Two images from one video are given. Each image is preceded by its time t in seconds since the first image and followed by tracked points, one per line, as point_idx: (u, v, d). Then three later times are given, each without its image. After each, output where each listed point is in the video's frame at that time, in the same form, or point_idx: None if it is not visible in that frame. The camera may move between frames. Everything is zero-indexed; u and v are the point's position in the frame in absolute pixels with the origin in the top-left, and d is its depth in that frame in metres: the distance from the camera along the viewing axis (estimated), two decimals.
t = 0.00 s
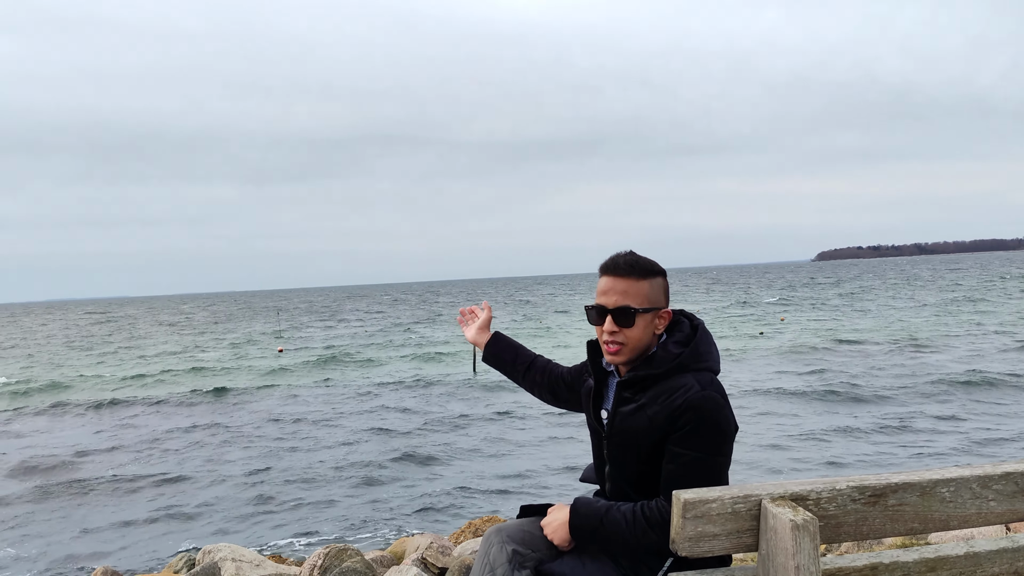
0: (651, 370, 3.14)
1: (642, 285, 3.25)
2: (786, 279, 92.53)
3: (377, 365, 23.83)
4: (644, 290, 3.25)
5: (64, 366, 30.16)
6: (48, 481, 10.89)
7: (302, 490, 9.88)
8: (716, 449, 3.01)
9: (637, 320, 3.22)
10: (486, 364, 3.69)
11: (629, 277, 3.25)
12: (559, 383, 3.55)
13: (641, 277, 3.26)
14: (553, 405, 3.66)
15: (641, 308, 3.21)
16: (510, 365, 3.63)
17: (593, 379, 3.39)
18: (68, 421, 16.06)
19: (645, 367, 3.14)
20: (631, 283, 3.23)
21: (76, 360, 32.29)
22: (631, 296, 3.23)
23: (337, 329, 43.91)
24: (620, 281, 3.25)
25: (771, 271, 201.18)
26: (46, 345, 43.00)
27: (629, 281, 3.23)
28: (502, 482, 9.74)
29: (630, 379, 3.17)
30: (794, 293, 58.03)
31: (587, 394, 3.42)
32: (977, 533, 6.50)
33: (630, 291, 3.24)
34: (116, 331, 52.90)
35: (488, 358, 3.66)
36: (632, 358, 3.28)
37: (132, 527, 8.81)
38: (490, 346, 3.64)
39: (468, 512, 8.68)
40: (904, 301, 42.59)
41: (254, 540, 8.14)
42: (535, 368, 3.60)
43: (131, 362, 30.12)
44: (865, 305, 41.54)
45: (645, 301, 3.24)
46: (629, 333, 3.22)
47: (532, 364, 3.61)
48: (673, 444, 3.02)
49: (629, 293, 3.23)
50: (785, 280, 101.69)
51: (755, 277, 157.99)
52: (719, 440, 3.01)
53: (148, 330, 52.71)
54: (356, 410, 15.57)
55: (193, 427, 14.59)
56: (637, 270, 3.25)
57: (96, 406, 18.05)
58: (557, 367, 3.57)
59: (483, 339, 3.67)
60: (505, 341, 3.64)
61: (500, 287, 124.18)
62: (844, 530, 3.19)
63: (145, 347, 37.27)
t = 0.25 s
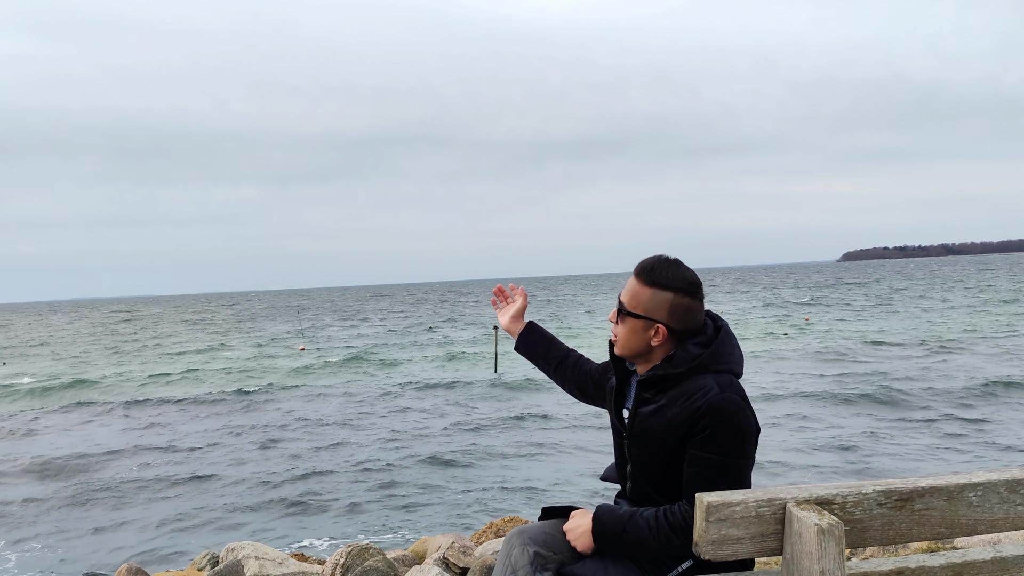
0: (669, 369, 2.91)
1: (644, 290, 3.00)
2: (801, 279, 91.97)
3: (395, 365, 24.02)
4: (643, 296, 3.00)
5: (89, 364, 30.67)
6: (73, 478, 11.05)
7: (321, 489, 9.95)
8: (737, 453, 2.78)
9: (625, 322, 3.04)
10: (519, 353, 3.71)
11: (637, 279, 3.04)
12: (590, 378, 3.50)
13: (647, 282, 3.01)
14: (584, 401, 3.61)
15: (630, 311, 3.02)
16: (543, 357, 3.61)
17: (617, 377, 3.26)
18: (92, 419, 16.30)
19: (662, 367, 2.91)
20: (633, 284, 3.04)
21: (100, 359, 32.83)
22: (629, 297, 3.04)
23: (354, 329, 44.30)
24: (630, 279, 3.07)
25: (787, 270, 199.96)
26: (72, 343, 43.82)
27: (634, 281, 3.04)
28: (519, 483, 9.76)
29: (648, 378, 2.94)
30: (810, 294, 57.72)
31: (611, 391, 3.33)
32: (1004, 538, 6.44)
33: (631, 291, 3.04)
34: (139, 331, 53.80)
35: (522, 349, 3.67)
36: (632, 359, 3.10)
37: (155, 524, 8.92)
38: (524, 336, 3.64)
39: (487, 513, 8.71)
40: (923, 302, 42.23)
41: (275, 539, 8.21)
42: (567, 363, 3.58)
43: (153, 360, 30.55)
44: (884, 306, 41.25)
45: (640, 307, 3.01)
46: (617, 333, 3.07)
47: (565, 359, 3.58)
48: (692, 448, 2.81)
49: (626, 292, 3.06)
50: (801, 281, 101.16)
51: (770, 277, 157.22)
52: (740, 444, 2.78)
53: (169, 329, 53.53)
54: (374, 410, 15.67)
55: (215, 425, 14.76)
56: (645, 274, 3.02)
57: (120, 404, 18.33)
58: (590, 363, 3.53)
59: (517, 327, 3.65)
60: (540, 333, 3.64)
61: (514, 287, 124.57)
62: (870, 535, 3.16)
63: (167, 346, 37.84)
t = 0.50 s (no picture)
0: (687, 372, 2.89)
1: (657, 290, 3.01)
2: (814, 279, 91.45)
3: (409, 365, 24.09)
4: (656, 297, 3.01)
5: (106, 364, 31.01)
6: (91, 477, 11.18)
7: (334, 489, 10.01)
8: (753, 455, 2.78)
9: (637, 321, 3.06)
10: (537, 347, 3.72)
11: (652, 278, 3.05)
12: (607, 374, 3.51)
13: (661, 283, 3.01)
14: (600, 396, 3.61)
15: (642, 310, 3.04)
16: (560, 352, 3.62)
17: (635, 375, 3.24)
18: (110, 418, 16.48)
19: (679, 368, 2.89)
20: (648, 284, 3.05)
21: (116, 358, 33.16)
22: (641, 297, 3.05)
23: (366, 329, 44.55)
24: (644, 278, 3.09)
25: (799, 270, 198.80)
26: (89, 343, 44.29)
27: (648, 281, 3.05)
28: (532, 485, 9.79)
29: (665, 380, 2.92)
30: (823, 295, 57.42)
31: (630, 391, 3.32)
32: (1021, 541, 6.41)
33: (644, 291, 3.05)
34: (155, 330, 54.26)
35: (540, 344, 3.68)
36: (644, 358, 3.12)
37: (172, 523, 9.01)
38: (542, 332, 3.64)
39: (501, 513, 8.74)
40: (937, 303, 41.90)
41: (291, 538, 8.28)
42: (583, 359, 3.58)
43: (169, 360, 30.84)
44: (899, 307, 40.92)
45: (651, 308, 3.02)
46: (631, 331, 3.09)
47: (582, 355, 3.58)
48: (709, 450, 2.80)
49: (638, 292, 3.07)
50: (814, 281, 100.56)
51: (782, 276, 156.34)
52: (757, 446, 2.78)
53: (185, 329, 54.00)
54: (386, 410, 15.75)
55: (230, 425, 14.88)
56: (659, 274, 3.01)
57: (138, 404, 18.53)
58: (607, 358, 3.53)
59: (536, 324, 3.66)
60: (558, 328, 3.64)
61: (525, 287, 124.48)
62: (886, 537, 3.14)
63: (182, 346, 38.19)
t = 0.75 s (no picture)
0: (695, 375, 2.89)
1: (683, 289, 2.98)
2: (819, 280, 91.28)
3: (415, 366, 24.15)
4: (684, 296, 2.97)
5: (114, 364, 31.18)
6: (98, 477, 11.23)
7: (340, 489, 10.04)
8: (760, 457, 2.78)
9: (669, 325, 2.99)
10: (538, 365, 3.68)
11: (672, 279, 3.00)
12: (611, 386, 3.48)
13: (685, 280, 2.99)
14: (603, 409, 3.59)
15: (672, 314, 2.98)
16: (561, 367, 3.59)
17: (642, 380, 3.23)
18: (118, 419, 16.56)
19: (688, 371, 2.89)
20: (670, 286, 2.99)
21: (124, 359, 33.33)
22: (667, 300, 2.99)
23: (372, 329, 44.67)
24: (662, 282, 3.02)
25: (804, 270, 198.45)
26: (97, 343, 44.56)
27: (669, 283, 2.99)
28: (537, 486, 9.80)
29: (673, 383, 2.92)
30: (828, 295, 57.32)
31: (636, 394, 3.28)
32: None
33: (669, 294, 2.99)
34: (162, 330, 54.53)
35: (540, 360, 3.64)
36: (667, 362, 3.06)
37: (178, 523, 9.05)
38: (543, 348, 3.63)
39: (507, 515, 8.76)
40: (944, 304, 41.78)
41: (297, 539, 8.31)
42: (584, 373, 3.55)
43: (176, 361, 30.98)
44: (905, 308, 40.86)
45: (683, 307, 2.98)
46: (665, 336, 3.00)
47: (584, 368, 3.56)
48: (717, 453, 2.80)
49: (664, 296, 2.99)
50: (820, 281, 100.43)
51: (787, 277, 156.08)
52: (764, 448, 2.78)
53: (192, 329, 54.26)
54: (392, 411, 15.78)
55: (237, 425, 14.93)
56: (681, 274, 2.98)
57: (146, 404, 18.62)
58: (607, 371, 3.51)
59: (536, 341, 3.66)
60: (558, 343, 3.62)
61: (530, 288, 124.66)
62: (893, 538, 3.14)
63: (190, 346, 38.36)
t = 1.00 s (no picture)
0: (695, 376, 2.87)
1: (699, 282, 2.99)
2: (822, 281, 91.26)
3: (418, 367, 24.15)
4: (700, 289, 2.98)
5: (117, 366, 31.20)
6: (100, 478, 11.23)
7: (342, 491, 10.03)
8: (759, 456, 2.77)
9: (697, 320, 2.96)
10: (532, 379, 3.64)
11: (685, 275, 2.99)
12: (608, 395, 3.45)
13: (695, 274, 3.01)
14: (600, 419, 3.55)
15: (701, 306, 2.96)
16: (557, 378, 3.56)
17: (640, 383, 3.20)
18: (121, 420, 16.57)
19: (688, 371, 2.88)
20: (685, 282, 2.97)
21: (127, 360, 33.36)
22: (684, 297, 2.96)
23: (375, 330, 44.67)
24: (676, 280, 2.98)
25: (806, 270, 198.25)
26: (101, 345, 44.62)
27: (685, 279, 2.97)
28: (539, 488, 9.79)
29: (672, 384, 2.90)
30: (832, 296, 57.26)
31: (635, 397, 3.24)
32: None
33: (688, 289, 2.97)
34: (165, 332, 54.59)
35: (536, 373, 3.60)
36: (682, 361, 3.03)
37: (180, 525, 9.05)
38: (538, 360, 3.59)
39: (507, 516, 8.76)
40: (948, 304, 41.72)
41: (298, 541, 8.32)
42: (580, 383, 3.52)
43: (179, 362, 31.00)
44: (908, 307, 40.79)
45: (702, 300, 2.99)
46: (691, 332, 2.95)
47: (579, 379, 3.53)
48: (718, 454, 2.79)
49: (689, 291, 2.96)
50: (822, 281, 100.33)
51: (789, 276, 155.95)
52: (764, 447, 2.77)
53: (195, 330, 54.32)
54: (393, 412, 15.78)
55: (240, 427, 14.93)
56: (693, 268, 2.99)
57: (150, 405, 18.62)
58: (602, 381, 3.48)
59: (530, 353, 3.63)
60: (552, 355, 3.59)
61: (533, 288, 124.62)
62: (896, 539, 3.13)
63: (193, 347, 38.42)
